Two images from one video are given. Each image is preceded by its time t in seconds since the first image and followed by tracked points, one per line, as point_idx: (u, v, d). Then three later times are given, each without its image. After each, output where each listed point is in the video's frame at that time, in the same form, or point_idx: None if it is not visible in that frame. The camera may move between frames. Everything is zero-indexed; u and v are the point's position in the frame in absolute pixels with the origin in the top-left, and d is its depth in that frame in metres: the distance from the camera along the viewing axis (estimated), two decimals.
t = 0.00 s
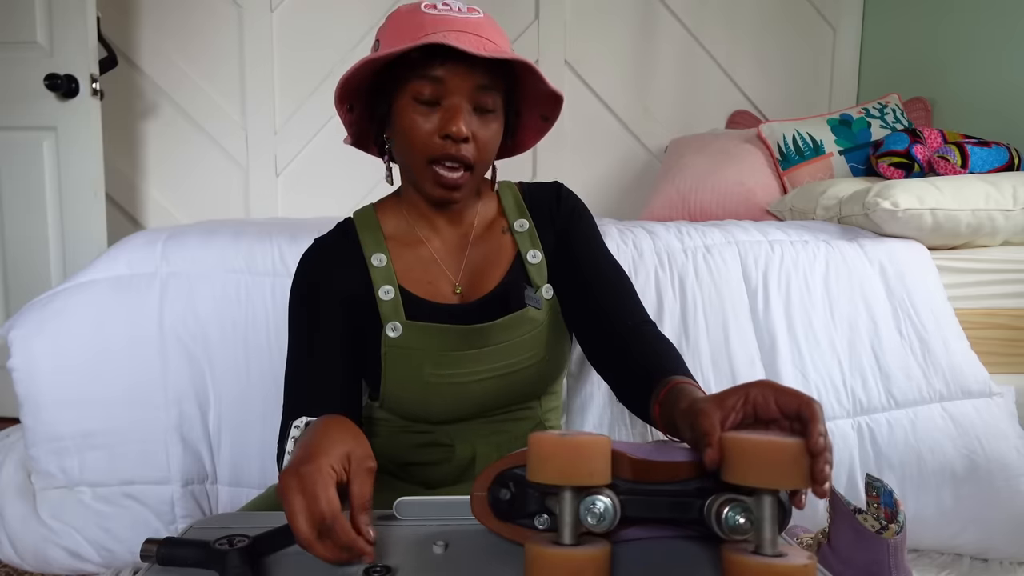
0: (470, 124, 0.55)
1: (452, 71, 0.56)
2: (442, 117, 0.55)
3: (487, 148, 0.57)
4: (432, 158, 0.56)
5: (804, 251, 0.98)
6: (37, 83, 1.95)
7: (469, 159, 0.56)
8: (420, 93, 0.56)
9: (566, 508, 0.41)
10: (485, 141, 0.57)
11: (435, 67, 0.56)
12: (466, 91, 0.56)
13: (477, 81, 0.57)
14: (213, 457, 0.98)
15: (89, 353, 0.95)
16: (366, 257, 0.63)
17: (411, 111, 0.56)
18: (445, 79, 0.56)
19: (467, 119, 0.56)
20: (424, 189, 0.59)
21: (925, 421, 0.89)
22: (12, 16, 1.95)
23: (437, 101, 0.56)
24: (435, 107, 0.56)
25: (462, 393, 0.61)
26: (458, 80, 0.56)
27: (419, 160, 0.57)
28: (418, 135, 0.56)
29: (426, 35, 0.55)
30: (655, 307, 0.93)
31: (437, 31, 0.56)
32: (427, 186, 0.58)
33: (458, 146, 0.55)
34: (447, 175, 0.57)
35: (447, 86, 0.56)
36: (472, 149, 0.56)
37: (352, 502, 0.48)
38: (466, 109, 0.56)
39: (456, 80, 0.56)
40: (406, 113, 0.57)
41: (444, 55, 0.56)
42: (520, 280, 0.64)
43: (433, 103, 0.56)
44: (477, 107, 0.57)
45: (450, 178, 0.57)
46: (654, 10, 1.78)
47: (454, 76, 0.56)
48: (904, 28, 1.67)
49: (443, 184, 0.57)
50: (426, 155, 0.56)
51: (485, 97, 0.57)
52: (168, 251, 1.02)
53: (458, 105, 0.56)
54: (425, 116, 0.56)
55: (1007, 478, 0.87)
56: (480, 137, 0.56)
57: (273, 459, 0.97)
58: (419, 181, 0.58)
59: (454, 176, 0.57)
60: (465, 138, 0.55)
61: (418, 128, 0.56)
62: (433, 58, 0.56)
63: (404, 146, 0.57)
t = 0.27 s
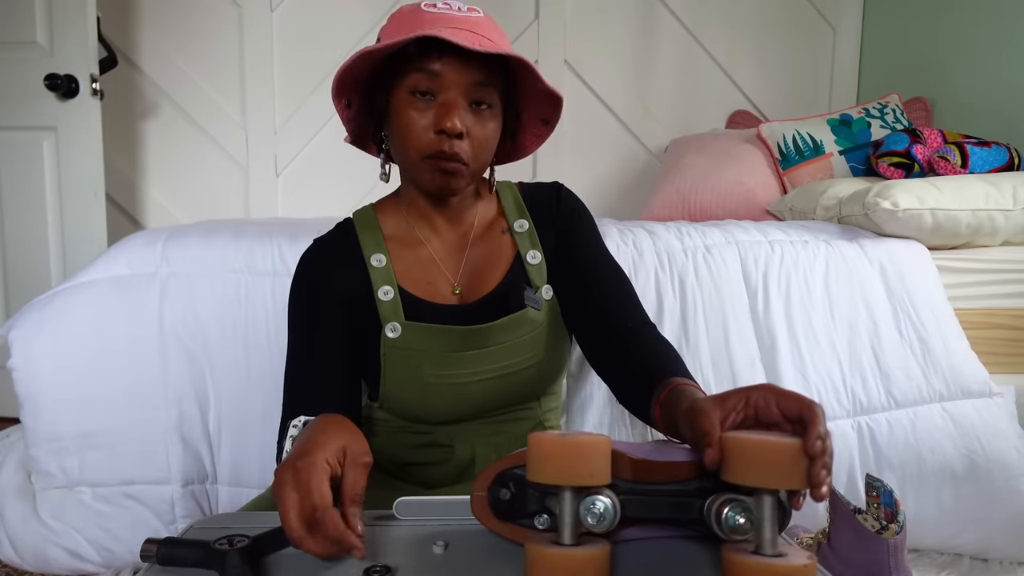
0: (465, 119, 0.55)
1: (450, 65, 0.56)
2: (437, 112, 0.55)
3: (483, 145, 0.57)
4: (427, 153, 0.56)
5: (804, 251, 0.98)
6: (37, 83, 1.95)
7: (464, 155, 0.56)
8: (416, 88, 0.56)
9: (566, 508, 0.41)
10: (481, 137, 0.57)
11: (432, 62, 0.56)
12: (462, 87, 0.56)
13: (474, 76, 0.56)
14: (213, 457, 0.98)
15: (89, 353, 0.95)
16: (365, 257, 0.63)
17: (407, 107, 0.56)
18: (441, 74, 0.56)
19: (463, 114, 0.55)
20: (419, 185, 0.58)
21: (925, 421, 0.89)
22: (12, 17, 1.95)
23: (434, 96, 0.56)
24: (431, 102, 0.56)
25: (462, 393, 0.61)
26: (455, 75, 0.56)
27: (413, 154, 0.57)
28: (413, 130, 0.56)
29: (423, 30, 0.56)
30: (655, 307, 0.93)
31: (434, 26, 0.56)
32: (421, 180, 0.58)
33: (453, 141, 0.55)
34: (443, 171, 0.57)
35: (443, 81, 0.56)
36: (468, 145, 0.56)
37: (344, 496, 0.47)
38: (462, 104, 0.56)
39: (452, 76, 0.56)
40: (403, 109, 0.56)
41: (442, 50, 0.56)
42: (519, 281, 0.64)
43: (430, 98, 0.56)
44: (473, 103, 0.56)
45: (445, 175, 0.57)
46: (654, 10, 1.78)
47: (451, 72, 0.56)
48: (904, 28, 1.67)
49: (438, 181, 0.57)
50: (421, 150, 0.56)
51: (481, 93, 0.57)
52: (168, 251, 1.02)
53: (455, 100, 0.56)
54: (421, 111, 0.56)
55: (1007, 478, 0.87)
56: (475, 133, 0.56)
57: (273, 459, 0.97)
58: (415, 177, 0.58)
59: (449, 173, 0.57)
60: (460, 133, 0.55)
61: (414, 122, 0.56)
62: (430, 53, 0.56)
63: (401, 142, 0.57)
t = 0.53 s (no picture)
0: (466, 119, 0.55)
1: (451, 65, 0.56)
2: (439, 111, 0.55)
3: (484, 145, 0.57)
4: (428, 153, 0.56)
5: (804, 251, 0.98)
6: (37, 83, 1.95)
7: (465, 154, 0.56)
8: (417, 88, 0.56)
9: (566, 508, 0.41)
10: (483, 137, 0.56)
11: (433, 61, 0.56)
12: (463, 87, 0.56)
13: (475, 76, 0.56)
14: (213, 457, 0.98)
15: (89, 353, 0.95)
16: (365, 257, 0.63)
17: (408, 106, 0.56)
18: (442, 74, 0.56)
19: (464, 114, 0.55)
20: (420, 185, 0.58)
21: (925, 421, 0.89)
22: (12, 17, 1.95)
23: (435, 96, 0.56)
24: (432, 101, 0.56)
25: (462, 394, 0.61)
26: (456, 75, 0.56)
27: (414, 153, 0.56)
28: (414, 130, 0.56)
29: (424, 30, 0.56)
30: (655, 307, 0.93)
31: (436, 26, 0.56)
32: (422, 180, 0.58)
33: (454, 140, 0.55)
34: (443, 171, 0.56)
35: (444, 81, 0.56)
36: (468, 145, 0.56)
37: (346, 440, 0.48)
38: (463, 104, 0.56)
39: (453, 76, 0.56)
40: (404, 108, 0.56)
41: (443, 50, 0.56)
42: (519, 281, 0.64)
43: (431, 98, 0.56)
44: (474, 103, 0.56)
45: (446, 175, 0.57)
46: (654, 9, 1.78)
47: (452, 72, 0.56)
48: (904, 28, 1.67)
49: (439, 181, 0.57)
50: (422, 149, 0.56)
51: (482, 93, 0.57)
52: (168, 251, 1.02)
53: (455, 100, 0.55)
54: (422, 111, 0.56)
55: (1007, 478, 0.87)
56: (477, 133, 0.56)
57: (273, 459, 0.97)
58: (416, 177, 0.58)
59: (450, 173, 0.57)
60: (461, 133, 0.55)
61: (414, 121, 0.56)
62: (430, 53, 0.56)
63: (401, 141, 0.57)
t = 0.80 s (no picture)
0: (468, 117, 0.55)
1: (452, 64, 0.56)
2: (440, 110, 0.55)
3: (485, 143, 0.57)
4: (429, 151, 0.56)
5: (804, 251, 0.98)
6: (37, 83, 1.95)
7: (467, 153, 0.56)
8: (419, 86, 0.56)
9: (566, 508, 0.41)
10: (484, 135, 0.56)
11: (435, 60, 0.56)
12: (464, 85, 0.56)
13: (476, 75, 0.56)
14: (213, 457, 0.98)
15: (89, 352, 0.95)
16: (366, 257, 0.63)
17: (410, 105, 0.56)
18: (443, 72, 0.56)
19: (466, 113, 0.55)
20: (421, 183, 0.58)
21: (925, 421, 0.89)
22: (12, 17, 1.95)
23: (435, 94, 0.56)
24: (433, 100, 0.56)
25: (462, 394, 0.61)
26: (457, 73, 0.56)
27: (416, 152, 0.56)
28: (416, 128, 0.56)
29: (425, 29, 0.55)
30: (655, 307, 0.93)
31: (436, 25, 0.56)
32: (423, 179, 0.57)
33: (455, 139, 0.55)
34: (445, 170, 0.56)
35: (446, 79, 0.56)
36: (470, 143, 0.56)
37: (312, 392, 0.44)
38: (464, 102, 0.55)
39: (454, 74, 0.56)
40: (405, 107, 0.56)
41: (444, 48, 0.56)
42: (519, 281, 0.64)
43: (432, 96, 0.56)
44: (475, 101, 0.56)
45: (447, 173, 0.56)
46: (654, 10, 1.78)
47: (453, 70, 0.56)
48: (904, 28, 1.67)
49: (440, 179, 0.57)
50: (424, 148, 0.56)
51: (483, 92, 0.57)
52: (168, 251, 1.02)
53: (457, 98, 0.55)
54: (423, 109, 0.56)
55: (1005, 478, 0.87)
56: (478, 132, 0.56)
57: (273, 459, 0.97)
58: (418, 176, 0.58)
59: (451, 171, 0.56)
60: (462, 131, 0.55)
61: (416, 120, 0.56)
62: (432, 51, 0.56)
63: (403, 140, 0.57)
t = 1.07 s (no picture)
0: (472, 116, 0.54)
1: (457, 63, 0.55)
2: (443, 108, 0.54)
3: (490, 144, 0.55)
4: (432, 149, 0.55)
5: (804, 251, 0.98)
6: (37, 83, 1.96)
7: (469, 152, 0.54)
8: (423, 84, 0.55)
9: (566, 508, 0.42)
10: (488, 136, 0.55)
11: (440, 59, 0.55)
12: (469, 84, 0.54)
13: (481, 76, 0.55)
14: (213, 457, 0.98)
15: (88, 351, 0.95)
16: (365, 257, 0.63)
17: (413, 102, 0.55)
18: (448, 70, 0.55)
19: (470, 112, 0.54)
20: (424, 182, 0.57)
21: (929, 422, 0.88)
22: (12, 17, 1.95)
23: (439, 93, 0.54)
24: (437, 97, 0.54)
25: (461, 394, 0.62)
26: (461, 72, 0.55)
27: (419, 150, 0.55)
28: (418, 126, 0.54)
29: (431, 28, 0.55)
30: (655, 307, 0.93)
31: (442, 24, 0.55)
32: (426, 178, 0.56)
33: (458, 138, 0.54)
34: (447, 169, 0.55)
35: (450, 78, 0.55)
36: (473, 143, 0.54)
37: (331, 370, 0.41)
38: (469, 101, 0.54)
39: (460, 73, 0.55)
40: (409, 105, 0.55)
41: (449, 48, 0.55)
42: (519, 282, 0.64)
43: (436, 94, 0.54)
44: (480, 101, 0.55)
45: (449, 173, 0.55)
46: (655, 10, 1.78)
47: (458, 69, 0.55)
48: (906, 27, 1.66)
49: (442, 179, 0.56)
50: (426, 146, 0.55)
51: (489, 91, 0.55)
52: (168, 252, 1.02)
53: (461, 97, 0.54)
54: (426, 107, 0.54)
55: (1003, 478, 0.90)
56: (482, 132, 0.54)
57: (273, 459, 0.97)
58: (420, 175, 0.57)
59: (453, 171, 0.55)
60: (466, 130, 0.53)
61: (420, 117, 0.55)
62: (437, 50, 0.55)
63: (406, 138, 0.56)
